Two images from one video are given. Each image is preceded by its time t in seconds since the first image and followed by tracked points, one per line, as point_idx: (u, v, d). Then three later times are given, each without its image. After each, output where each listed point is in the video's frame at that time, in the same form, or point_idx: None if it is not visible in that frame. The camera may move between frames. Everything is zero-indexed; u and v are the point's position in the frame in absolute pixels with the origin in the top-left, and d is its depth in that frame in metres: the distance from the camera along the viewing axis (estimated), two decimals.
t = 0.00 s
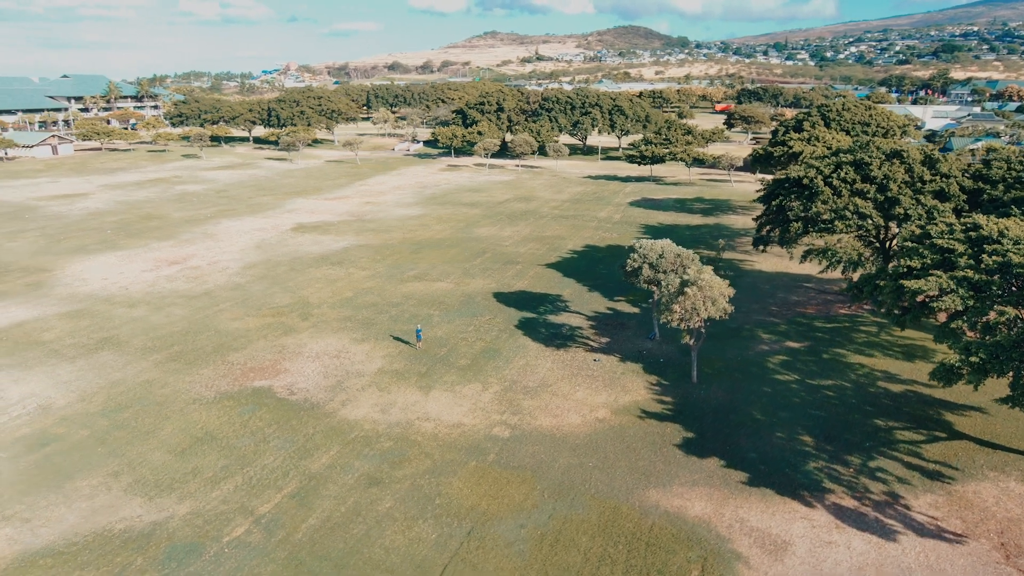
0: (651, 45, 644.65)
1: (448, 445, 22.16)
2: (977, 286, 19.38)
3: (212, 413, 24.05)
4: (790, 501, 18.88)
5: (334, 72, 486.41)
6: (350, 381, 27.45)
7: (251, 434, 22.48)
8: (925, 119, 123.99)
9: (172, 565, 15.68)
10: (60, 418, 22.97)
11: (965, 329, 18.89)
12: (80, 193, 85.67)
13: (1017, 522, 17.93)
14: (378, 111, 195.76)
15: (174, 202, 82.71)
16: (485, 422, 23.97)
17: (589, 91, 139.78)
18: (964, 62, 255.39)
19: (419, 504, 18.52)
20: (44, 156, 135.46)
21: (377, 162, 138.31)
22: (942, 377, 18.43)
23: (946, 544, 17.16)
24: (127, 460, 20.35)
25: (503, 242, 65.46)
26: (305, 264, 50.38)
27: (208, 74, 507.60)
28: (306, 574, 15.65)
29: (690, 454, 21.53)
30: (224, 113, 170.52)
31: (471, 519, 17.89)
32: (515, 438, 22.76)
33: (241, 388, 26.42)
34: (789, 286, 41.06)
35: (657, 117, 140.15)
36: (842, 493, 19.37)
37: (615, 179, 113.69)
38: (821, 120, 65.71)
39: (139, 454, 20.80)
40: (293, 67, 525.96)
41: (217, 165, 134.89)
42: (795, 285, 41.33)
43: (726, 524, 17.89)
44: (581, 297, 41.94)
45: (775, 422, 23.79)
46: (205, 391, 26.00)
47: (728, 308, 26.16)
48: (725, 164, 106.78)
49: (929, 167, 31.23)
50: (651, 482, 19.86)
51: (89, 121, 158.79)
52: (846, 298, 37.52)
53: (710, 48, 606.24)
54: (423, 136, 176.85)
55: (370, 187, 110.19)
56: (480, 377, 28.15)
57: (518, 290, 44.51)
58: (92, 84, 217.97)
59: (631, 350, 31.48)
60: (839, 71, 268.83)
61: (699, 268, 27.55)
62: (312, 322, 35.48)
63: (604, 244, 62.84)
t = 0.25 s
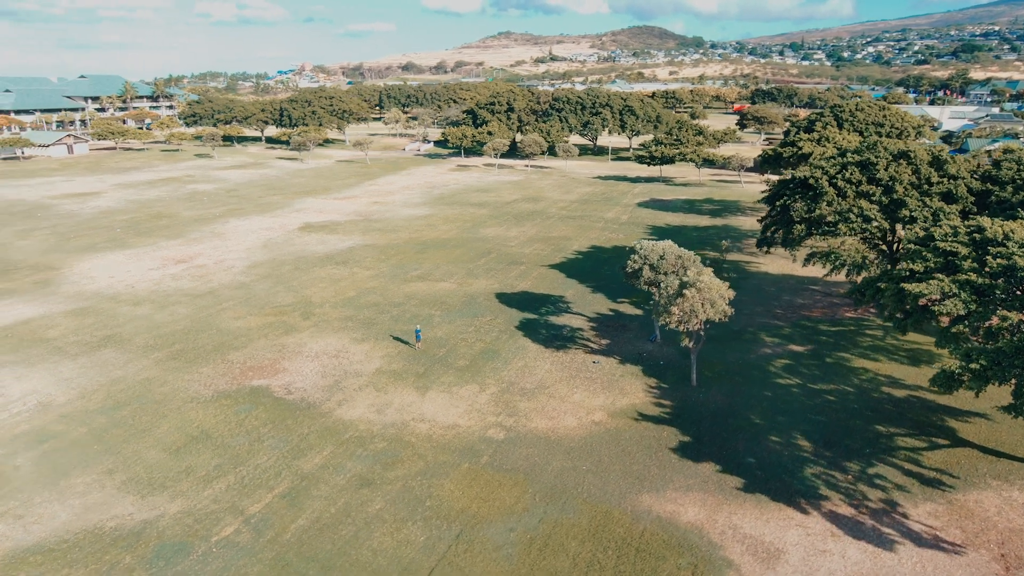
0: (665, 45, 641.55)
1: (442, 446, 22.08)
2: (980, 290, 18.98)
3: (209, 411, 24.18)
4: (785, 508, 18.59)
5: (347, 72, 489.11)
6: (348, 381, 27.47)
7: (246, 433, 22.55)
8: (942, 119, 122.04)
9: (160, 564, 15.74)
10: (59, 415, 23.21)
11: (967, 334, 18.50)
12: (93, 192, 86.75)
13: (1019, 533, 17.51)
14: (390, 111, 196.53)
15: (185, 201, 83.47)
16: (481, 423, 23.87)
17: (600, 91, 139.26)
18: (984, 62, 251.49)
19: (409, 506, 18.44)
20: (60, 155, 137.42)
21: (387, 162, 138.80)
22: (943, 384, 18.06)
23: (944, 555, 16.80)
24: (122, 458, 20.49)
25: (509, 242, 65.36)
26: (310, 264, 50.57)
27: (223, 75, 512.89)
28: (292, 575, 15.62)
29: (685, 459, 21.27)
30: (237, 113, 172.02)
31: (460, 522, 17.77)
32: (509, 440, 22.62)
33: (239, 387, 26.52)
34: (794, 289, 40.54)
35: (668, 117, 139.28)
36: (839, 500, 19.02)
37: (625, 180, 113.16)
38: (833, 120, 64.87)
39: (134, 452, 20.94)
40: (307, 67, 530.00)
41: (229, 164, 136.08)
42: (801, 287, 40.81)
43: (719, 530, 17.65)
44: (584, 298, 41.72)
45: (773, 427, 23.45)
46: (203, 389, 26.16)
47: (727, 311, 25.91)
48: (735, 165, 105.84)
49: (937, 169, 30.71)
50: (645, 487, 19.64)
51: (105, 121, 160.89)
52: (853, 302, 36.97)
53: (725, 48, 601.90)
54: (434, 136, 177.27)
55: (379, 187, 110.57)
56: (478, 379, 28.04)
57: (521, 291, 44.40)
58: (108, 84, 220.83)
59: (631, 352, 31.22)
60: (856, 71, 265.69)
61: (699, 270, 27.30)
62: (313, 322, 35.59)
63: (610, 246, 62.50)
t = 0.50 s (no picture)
0: (680, 45, 637.65)
1: (437, 448, 21.95)
2: (987, 296, 18.50)
3: (207, 410, 24.25)
4: (782, 517, 18.23)
5: (362, 72, 491.81)
6: (346, 381, 27.44)
7: (242, 433, 22.57)
8: (962, 120, 119.80)
9: (148, 564, 15.77)
10: (59, 412, 23.41)
11: (972, 341, 18.02)
12: (107, 191, 87.93)
13: None
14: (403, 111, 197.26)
15: (197, 200, 84.24)
16: (477, 426, 23.70)
17: (612, 92, 138.60)
18: (1007, 62, 247.01)
19: (400, 509, 18.32)
20: (77, 154, 139.44)
21: (398, 162, 139.25)
22: (946, 393, 17.63)
23: (945, 568, 16.36)
24: (118, 456, 20.59)
25: (517, 243, 65.14)
26: (316, 263, 50.72)
27: (240, 75, 518.55)
28: None
29: (682, 465, 20.95)
30: (251, 113, 173.60)
31: (450, 526, 17.62)
32: (505, 443, 22.42)
33: (238, 386, 26.57)
34: (802, 292, 39.92)
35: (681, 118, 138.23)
36: (838, 510, 18.62)
37: (636, 181, 112.48)
38: (848, 121, 63.85)
39: (130, 450, 21.04)
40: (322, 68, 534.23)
41: (242, 164, 137.32)
42: (809, 291, 40.18)
43: (713, 539, 17.34)
44: (588, 300, 41.41)
45: (774, 434, 23.03)
46: (203, 388, 26.26)
47: (728, 315, 25.58)
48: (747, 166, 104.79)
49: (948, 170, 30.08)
50: (639, 493, 19.35)
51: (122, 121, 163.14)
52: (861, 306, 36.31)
53: (742, 48, 596.36)
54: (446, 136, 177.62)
55: (389, 187, 110.86)
56: (477, 380, 27.88)
57: (525, 292, 44.17)
58: (126, 84, 223.75)
59: (633, 354, 30.88)
60: (875, 71, 262.02)
61: (702, 273, 26.98)
62: (316, 321, 35.63)
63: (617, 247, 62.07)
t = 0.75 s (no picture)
0: (698, 45, 633.20)
1: (433, 450, 21.72)
2: (997, 301, 17.95)
3: (205, 409, 24.26)
4: (781, 528, 17.76)
5: (378, 72, 494.37)
6: (345, 381, 27.35)
7: (238, 432, 22.50)
8: (986, 121, 117.10)
9: (135, 564, 15.74)
10: (60, 410, 23.56)
11: (981, 348, 17.49)
12: (122, 190, 89.03)
13: None
14: (418, 111, 197.69)
15: (210, 199, 84.94)
16: (474, 428, 23.43)
17: (627, 92, 137.58)
18: None
19: (391, 512, 18.11)
20: (96, 153, 141.62)
21: (411, 161, 139.56)
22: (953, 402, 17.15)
23: None
24: (114, 454, 20.64)
25: (526, 243, 64.80)
26: (324, 263, 50.82)
27: (259, 75, 524.48)
28: None
29: (681, 472, 20.52)
30: (267, 113, 175.11)
31: (441, 530, 17.37)
32: (501, 447, 22.13)
33: (238, 384, 26.54)
34: (813, 295, 39.12)
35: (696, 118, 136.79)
36: (840, 520, 18.10)
37: (649, 181, 111.54)
38: (865, 121, 62.59)
39: (126, 448, 21.09)
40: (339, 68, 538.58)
41: (257, 163, 138.57)
42: (820, 294, 39.35)
43: (709, 549, 16.92)
44: (593, 302, 40.97)
45: (777, 441, 22.49)
46: (203, 386, 26.29)
47: (733, 319, 25.08)
48: (762, 167, 103.37)
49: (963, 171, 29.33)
50: (636, 500, 18.95)
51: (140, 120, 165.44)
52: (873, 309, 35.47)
53: (760, 48, 591.32)
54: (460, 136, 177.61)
55: (401, 186, 111.06)
56: (476, 382, 27.61)
57: (530, 293, 43.84)
58: (145, 84, 226.84)
59: (636, 357, 30.42)
60: (898, 71, 257.50)
61: (706, 275, 26.49)
62: (320, 320, 35.63)
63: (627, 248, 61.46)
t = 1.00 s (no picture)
0: (715, 45, 627.56)
1: (427, 454, 21.38)
2: (1010, 307, 17.29)
3: (201, 408, 24.16)
4: (780, 540, 17.20)
5: (393, 72, 496.29)
6: (343, 382, 27.12)
7: (233, 433, 22.34)
8: (1011, 122, 114.29)
9: (120, 566, 15.61)
10: (57, 407, 23.59)
11: (992, 356, 16.87)
12: (136, 188, 89.99)
13: None
14: (432, 111, 198.00)
15: (222, 198, 85.55)
16: (471, 432, 23.06)
17: (641, 91, 136.47)
18: None
19: (380, 518, 17.80)
20: (114, 152, 143.54)
21: (423, 161, 139.70)
22: (963, 413, 16.59)
23: None
24: (107, 454, 20.58)
25: (534, 244, 64.32)
26: (330, 262, 50.77)
27: (276, 75, 529.26)
28: None
29: (680, 480, 19.99)
30: (281, 112, 176.38)
31: (430, 537, 17.04)
32: (497, 451, 21.73)
33: (235, 384, 26.44)
34: (824, 299, 38.23)
35: (711, 118, 135.30)
36: (842, 533, 17.49)
37: (661, 182, 110.53)
38: (883, 121, 61.24)
39: (119, 447, 21.02)
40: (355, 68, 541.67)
41: (270, 162, 139.58)
42: (832, 297, 38.44)
43: (704, 561, 16.41)
44: (599, 304, 40.40)
45: (780, 449, 21.85)
46: (200, 385, 26.20)
47: (736, 323, 24.45)
48: (777, 168, 101.88)
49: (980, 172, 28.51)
50: (631, 508, 18.45)
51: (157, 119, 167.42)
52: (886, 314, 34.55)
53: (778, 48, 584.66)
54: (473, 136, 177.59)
55: (412, 186, 111.10)
56: (475, 385, 27.22)
57: (535, 294, 43.41)
58: (163, 83, 229.67)
59: (639, 361, 29.87)
60: (920, 71, 252.72)
61: (710, 278, 25.90)
62: (322, 320, 35.48)
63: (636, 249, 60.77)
